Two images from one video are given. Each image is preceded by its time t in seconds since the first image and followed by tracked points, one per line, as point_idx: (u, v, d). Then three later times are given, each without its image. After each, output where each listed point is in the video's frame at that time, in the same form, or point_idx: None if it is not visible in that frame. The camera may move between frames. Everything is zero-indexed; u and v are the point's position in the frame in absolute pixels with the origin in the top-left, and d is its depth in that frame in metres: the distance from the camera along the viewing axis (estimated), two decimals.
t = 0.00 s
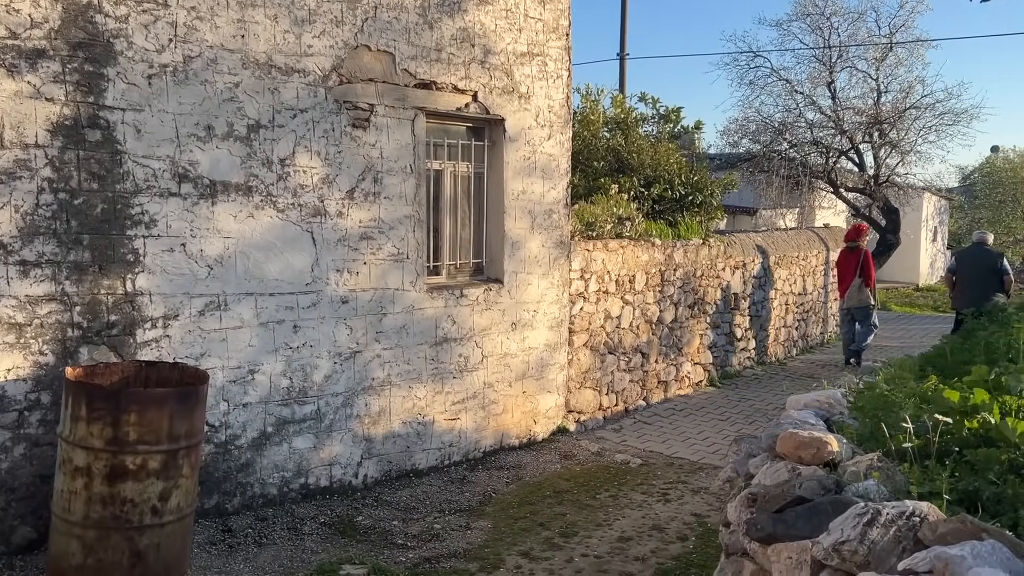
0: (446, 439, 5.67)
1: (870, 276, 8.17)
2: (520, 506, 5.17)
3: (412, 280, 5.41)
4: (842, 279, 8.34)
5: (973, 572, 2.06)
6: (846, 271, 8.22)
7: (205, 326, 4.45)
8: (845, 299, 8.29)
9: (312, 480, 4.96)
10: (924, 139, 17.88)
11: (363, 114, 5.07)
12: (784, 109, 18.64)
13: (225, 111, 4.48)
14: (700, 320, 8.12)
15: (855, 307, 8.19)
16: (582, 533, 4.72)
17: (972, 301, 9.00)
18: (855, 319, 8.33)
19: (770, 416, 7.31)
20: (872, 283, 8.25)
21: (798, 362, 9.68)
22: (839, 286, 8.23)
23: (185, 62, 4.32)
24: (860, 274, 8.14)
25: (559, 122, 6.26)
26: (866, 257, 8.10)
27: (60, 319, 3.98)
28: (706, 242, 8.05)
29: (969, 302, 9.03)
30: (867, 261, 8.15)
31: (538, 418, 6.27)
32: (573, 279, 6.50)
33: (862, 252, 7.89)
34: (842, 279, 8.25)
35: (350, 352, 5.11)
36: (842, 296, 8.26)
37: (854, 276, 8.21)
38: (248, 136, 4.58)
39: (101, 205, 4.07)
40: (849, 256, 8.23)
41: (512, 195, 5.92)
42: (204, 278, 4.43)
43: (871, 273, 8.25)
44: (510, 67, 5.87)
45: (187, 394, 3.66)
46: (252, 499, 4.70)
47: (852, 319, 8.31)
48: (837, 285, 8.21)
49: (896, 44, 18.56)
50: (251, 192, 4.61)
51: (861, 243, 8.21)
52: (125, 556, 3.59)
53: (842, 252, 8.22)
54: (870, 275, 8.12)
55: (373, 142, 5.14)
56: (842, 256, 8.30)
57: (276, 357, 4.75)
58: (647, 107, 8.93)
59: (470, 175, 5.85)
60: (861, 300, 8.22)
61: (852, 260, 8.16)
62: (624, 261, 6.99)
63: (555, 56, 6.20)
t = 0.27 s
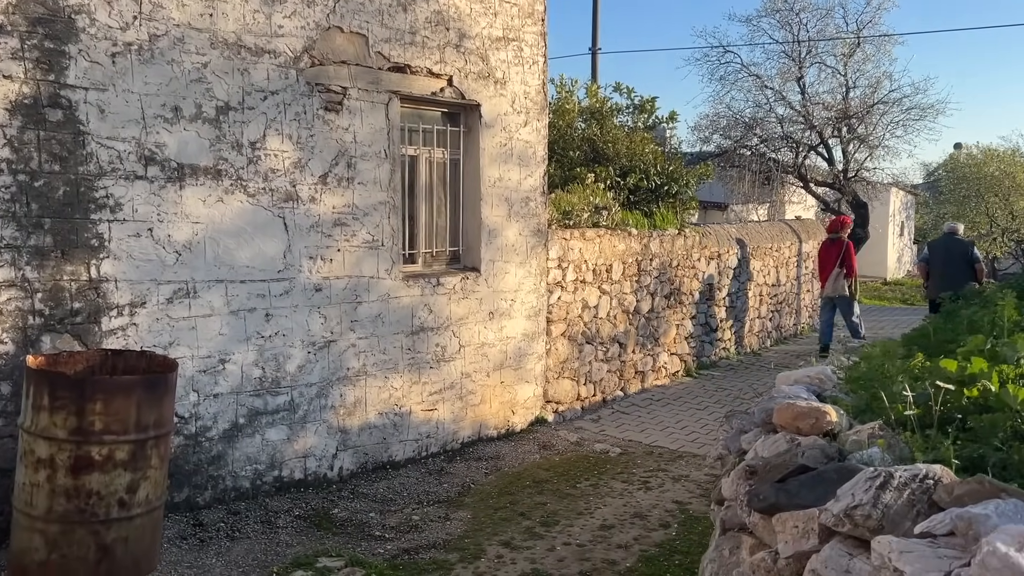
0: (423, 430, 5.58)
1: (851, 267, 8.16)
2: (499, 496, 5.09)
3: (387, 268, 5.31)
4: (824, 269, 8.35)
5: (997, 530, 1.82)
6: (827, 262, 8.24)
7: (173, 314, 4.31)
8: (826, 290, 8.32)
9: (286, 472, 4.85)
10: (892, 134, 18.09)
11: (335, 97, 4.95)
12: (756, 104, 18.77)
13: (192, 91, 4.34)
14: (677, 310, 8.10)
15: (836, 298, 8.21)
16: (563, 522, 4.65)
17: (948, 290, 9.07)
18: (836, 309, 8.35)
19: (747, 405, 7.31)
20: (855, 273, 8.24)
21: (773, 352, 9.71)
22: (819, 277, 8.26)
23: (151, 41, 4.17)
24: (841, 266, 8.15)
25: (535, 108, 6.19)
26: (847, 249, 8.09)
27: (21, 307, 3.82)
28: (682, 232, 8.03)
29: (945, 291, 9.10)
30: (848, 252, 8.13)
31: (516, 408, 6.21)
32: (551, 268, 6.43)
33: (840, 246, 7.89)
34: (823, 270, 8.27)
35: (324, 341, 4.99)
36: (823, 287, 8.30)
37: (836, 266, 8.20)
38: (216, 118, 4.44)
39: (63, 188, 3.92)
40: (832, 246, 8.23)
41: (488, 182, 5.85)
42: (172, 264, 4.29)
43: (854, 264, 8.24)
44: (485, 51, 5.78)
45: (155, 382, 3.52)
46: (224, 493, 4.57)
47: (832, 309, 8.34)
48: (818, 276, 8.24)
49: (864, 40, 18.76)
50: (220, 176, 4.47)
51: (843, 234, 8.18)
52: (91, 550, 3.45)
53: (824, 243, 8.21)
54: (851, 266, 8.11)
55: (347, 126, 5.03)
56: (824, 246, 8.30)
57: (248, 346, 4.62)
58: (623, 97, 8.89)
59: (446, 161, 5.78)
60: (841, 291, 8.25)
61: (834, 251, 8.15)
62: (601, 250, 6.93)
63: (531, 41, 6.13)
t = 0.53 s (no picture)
0: (404, 423, 5.47)
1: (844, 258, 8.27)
2: (483, 487, 4.98)
3: (366, 256, 5.19)
4: (817, 262, 8.43)
5: None
6: (819, 254, 8.32)
7: (145, 301, 4.15)
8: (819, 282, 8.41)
9: (263, 466, 4.71)
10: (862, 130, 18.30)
11: (312, 79, 4.83)
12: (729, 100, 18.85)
13: (163, 70, 4.17)
14: (657, 302, 8.05)
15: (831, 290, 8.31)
16: (549, 513, 4.55)
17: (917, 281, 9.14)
18: (830, 300, 8.43)
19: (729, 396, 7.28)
20: (847, 264, 8.36)
21: (751, 345, 9.72)
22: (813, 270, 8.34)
23: (120, 16, 3.99)
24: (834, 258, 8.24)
25: (515, 94, 6.12)
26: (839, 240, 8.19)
27: None
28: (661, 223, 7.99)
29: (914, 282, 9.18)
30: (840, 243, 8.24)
31: (498, 400, 6.12)
32: (532, 258, 6.35)
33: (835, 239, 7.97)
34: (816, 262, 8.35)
35: (302, 330, 4.86)
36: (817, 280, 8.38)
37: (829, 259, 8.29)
38: (189, 98, 4.28)
39: (27, 169, 3.73)
40: (823, 239, 8.32)
41: (469, 169, 5.78)
42: (143, 250, 4.12)
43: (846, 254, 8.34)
44: (464, 35, 5.70)
45: (127, 369, 3.35)
46: (199, 487, 4.42)
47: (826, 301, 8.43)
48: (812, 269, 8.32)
49: (833, 37, 18.96)
50: (193, 158, 4.32)
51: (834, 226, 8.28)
52: (60, 546, 3.28)
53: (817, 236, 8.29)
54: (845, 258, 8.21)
55: (324, 109, 4.92)
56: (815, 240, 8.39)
57: (223, 335, 4.48)
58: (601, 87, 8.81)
59: (426, 147, 5.69)
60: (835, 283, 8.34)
61: (827, 244, 8.25)
62: (582, 240, 6.86)
63: (510, 26, 6.06)
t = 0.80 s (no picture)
0: (386, 426, 5.36)
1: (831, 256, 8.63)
2: (469, 491, 4.89)
3: (348, 256, 5.07)
4: (806, 260, 8.84)
5: None
6: (808, 252, 8.72)
7: (119, 303, 4.00)
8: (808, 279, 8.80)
9: (242, 472, 4.57)
10: (833, 130, 18.48)
11: (291, 74, 4.71)
12: (703, 100, 18.94)
13: (138, 63, 4.02)
14: (638, 302, 8.01)
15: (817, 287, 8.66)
16: (537, 517, 4.47)
17: (893, 279, 9.23)
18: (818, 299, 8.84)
19: (712, 396, 7.26)
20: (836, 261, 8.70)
21: (730, 344, 9.71)
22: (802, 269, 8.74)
23: (93, 7, 3.84)
24: (823, 255, 8.64)
25: (497, 91, 6.04)
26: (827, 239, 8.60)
27: None
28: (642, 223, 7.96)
29: (890, 280, 9.27)
30: (826, 241, 8.64)
31: (481, 403, 6.04)
32: (515, 257, 6.28)
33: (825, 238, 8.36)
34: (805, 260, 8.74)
35: (282, 333, 4.73)
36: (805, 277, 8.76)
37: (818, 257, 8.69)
38: (164, 93, 4.13)
39: None
40: (811, 238, 8.73)
41: (451, 167, 5.68)
42: (117, 250, 3.98)
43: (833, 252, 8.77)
44: (446, 31, 5.60)
45: (103, 374, 3.21)
46: (176, 495, 4.28)
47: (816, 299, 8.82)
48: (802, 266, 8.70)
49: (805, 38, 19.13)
50: (169, 155, 4.17)
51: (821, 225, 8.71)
52: (32, 560, 3.13)
53: (805, 235, 8.72)
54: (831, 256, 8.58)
55: (304, 105, 4.79)
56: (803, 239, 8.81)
57: (201, 338, 4.34)
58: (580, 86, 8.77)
59: (407, 145, 5.59)
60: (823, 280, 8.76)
61: (814, 242, 8.66)
62: (564, 240, 6.80)
63: (492, 22, 5.97)
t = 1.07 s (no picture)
0: (365, 433, 5.23)
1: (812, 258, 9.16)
2: (450, 499, 4.79)
3: (325, 259, 4.94)
4: (787, 261, 9.43)
5: None
6: (788, 254, 9.32)
7: (87, 310, 3.85)
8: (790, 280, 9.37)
9: (216, 483, 4.43)
10: (805, 132, 18.63)
11: (266, 72, 4.58)
12: (676, 102, 19.00)
13: (107, 60, 3.87)
14: (617, 304, 7.96)
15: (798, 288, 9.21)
16: (521, 525, 4.38)
17: (869, 280, 9.31)
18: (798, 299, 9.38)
19: (692, 399, 7.22)
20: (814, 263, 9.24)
21: (707, 346, 9.70)
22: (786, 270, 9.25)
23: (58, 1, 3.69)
24: (802, 257, 9.21)
25: (477, 91, 5.95)
26: (807, 241, 9.14)
27: None
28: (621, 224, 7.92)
29: (866, 281, 9.35)
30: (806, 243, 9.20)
31: (461, 408, 5.95)
32: (495, 260, 6.21)
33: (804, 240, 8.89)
34: (786, 261, 9.32)
35: (257, 338, 4.59)
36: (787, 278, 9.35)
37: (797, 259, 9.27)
38: (134, 91, 3.99)
39: None
40: (791, 241, 9.36)
41: (430, 168, 5.59)
42: (85, 254, 3.83)
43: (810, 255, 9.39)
44: (425, 29, 5.50)
45: (70, 383, 3.06)
46: (148, 508, 4.14)
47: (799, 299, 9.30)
48: (784, 267, 9.26)
49: (776, 41, 19.28)
50: (139, 156, 4.03)
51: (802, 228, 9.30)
52: None
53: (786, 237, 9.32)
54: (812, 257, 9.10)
55: (279, 104, 4.66)
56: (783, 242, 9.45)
57: (174, 344, 4.20)
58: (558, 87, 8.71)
59: (385, 145, 5.48)
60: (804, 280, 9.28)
61: (794, 244, 9.26)
62: (544, 242, 6.74)
63: (470, 21, 5.88)
